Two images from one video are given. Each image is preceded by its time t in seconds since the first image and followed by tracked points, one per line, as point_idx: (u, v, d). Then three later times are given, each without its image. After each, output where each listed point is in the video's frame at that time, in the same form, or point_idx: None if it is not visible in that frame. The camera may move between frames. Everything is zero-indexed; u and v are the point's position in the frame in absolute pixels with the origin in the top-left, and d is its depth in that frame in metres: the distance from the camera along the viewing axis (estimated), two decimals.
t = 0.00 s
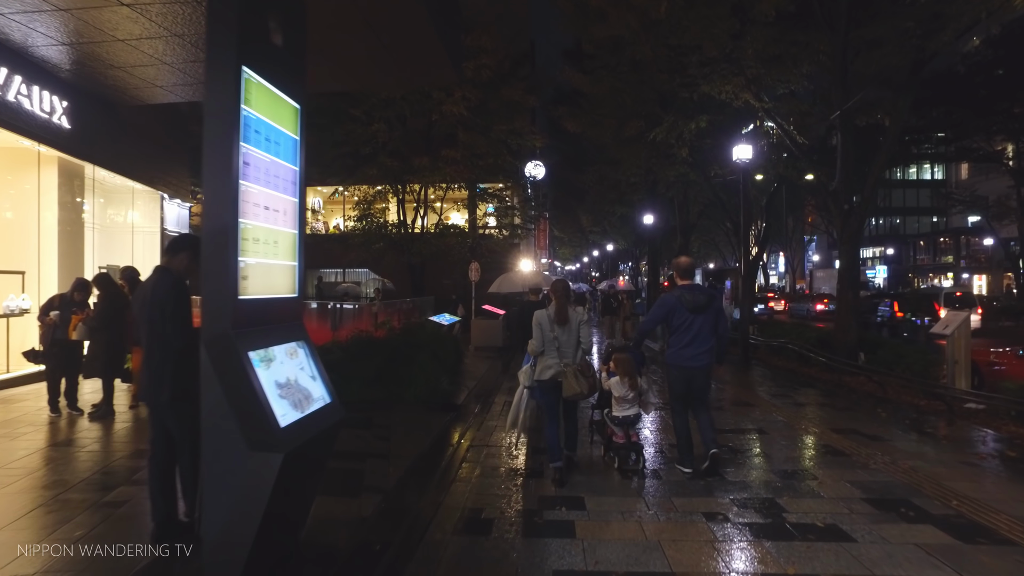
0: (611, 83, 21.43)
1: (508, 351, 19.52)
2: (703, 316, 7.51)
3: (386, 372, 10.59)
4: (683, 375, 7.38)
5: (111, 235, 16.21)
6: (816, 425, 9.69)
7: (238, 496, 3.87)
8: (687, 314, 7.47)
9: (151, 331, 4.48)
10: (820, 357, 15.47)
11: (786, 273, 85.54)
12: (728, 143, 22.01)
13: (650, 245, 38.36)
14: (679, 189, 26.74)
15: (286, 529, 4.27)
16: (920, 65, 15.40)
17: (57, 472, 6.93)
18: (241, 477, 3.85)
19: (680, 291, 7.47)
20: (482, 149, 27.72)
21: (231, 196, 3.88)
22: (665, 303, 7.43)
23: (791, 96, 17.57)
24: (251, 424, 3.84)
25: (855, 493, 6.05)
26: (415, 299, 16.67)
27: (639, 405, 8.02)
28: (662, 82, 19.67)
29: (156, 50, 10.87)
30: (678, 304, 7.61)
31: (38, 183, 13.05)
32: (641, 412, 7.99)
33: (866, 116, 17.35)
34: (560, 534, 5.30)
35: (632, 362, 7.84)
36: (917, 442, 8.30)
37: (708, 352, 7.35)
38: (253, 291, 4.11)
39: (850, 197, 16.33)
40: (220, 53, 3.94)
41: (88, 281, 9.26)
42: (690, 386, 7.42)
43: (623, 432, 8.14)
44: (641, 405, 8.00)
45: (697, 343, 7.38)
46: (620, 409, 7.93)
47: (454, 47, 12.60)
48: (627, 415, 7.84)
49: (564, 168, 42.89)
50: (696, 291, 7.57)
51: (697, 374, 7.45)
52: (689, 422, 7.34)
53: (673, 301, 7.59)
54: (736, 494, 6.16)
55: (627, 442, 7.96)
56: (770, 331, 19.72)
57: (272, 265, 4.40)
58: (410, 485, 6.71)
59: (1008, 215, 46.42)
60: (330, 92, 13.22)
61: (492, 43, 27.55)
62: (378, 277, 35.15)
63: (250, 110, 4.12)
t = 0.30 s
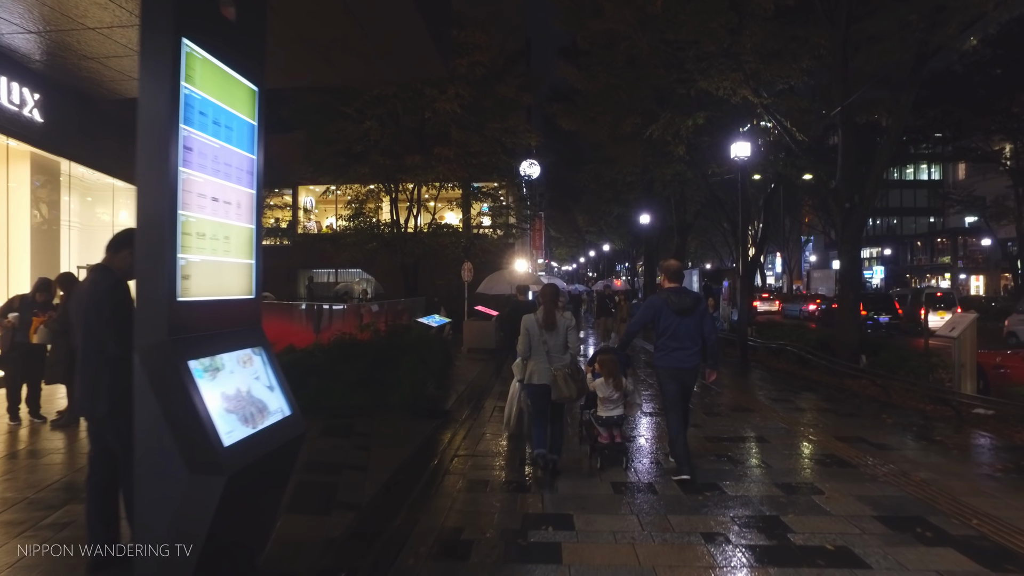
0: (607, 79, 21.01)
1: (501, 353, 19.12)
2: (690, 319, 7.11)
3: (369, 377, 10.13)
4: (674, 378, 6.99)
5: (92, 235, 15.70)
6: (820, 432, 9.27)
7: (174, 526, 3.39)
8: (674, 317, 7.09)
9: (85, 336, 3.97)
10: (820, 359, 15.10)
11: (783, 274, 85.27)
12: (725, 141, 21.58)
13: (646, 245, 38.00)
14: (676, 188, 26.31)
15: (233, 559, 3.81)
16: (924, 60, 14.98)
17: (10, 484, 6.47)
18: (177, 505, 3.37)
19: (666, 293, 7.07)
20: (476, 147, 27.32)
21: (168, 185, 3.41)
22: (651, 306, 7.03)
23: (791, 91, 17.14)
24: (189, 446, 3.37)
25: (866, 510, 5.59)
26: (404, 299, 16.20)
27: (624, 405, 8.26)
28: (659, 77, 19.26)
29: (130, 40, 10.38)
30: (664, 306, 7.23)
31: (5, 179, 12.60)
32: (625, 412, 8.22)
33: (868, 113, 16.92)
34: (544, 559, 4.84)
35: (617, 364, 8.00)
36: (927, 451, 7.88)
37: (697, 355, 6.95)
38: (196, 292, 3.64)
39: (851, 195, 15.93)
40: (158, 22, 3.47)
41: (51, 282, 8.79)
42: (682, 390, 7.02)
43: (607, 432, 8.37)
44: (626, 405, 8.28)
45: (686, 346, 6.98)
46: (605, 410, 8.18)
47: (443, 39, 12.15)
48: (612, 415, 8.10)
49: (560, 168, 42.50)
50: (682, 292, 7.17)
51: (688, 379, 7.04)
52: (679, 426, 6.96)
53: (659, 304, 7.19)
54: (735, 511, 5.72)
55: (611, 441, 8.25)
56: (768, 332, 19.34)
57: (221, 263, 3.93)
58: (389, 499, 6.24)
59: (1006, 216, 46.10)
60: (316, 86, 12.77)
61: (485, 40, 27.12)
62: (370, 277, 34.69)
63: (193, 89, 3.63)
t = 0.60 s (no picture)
0: (605, 74, 20.55)
1: (497, 354, 18.66)
2: (683, 317, 7.82)
3: (353, 383, 9.63)
4: (662, 375, 7.73)
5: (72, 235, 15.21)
6: (829, 439, 8.81)
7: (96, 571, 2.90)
8: (668, 315, 7.79)
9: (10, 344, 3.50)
10: (825, 362, 14.65)
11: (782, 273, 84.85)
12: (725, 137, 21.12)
13: (645, 244, 37.52)
14: (675, 185, 25.84)
15: None
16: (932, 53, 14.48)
17: None
18: (96, 548, 2.86)
19: (661, 292, 7.74)
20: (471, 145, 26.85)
21: (89, 173, 2.91)
22: (647, 305, 7.70)
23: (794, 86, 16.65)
24: (113, 477, 2.89)
25: (884, 531, 5.12)
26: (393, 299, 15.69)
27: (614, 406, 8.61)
28: (658, 72, 18.80)
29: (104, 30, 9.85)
30: (658, 303, 7.92)
31: None
32: (615, 413, 8.57)
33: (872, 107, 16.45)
34: None
35: (609, 365, 8.33)
36: (944, 462, 7.40)
37: (687, 353, 7.66)
38: (127, 296, 3.15)
39: (856, 192, 15.48)
40: None
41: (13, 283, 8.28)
42: (668, 386, 7.76)
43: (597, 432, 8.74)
44: (614, 406, 8.57)
45: (678, 345, 7.67)
46: (595, 410, 8.47)
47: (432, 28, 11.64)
48: (602, 416, 8.47)
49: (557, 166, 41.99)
50: (676, 292, 7.86)
51: (679, 373, 7.74)
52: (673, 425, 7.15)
53: (653, 304, 7.87)
54: (740, 533, 5.24)
55: (602, 441, 8.57)
56: (770, 333, 18.92)
57: (162, 262, 3.45)
58: (365, 520, 5.75)
59: (1008, 215, 45.59)
60: (301, 78, 12.26)
61: (481, 35, 26.59)
62: (365, 277, 34.21)
63: (124, 64, 3.14)
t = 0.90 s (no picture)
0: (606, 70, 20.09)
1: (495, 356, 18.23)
2: (679, 322, 7.62)
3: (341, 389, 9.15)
4: (658, 380, 7.58)
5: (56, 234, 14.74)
6: (843, 448, 8.34)
7: None
8: (664, 320, 7.60)
9: None
10: (832, 365, 14.21)
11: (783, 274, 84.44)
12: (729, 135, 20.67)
13: (646, 244, 37.08)
14: (676, 184, 25.39)
15: None
16: (945, 46, 14.02)
17: None
18: None
19: (657, 298, 7.53)
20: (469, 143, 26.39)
21: None
22: (643, 311, 7.50)
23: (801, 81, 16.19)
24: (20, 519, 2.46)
25: (916, 558, 4.66)
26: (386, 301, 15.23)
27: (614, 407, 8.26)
28: (660, 66, 18.33)
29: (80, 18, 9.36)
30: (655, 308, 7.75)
31: None
32: (614, 414, 8.23)
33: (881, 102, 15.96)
34: None
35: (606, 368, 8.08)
36: (968, 474, 6.93)
37: (682, 358, 7.49)
38: (47, 302, 2.71)
39: (865, 190, 15.03)
40: None
41: None
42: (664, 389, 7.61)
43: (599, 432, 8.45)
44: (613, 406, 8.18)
45: (672, 349, 7.53)
46: (594, 411, 8.12)
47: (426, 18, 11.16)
48: (600, 417, 8.11)
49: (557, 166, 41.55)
50: (673, 298, 7.67)
51: (673, 378, 7.54)
52: (681, 431, 6.64)
53: (651, 308, 7.71)
54: (749, 559, 4.79)
55: (600, 440, 8.28)
56: (775, 334, 18.49)
57: (97, 262, 2.99)
58: (346, 546, 5.26)
59: (1012, 215, 45.13)
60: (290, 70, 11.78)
61: (479, 31, 26.12)
62: (362, 277, 33.75)
63: (44, 28, 2.69)
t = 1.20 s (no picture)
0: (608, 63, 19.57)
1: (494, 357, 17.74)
2: (676, 318, 7.80)
3: (330, 394, 8.68)
4: (658, 376, 7.69)
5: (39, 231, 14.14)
6: (863, 456, 7.85)
7: None
8: (662, 315, 7.75)
9: None
10: (842, 366, 13.74)
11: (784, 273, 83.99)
12: (734, 130, 20.19)
13: (647, 243, 36.60)
14: (679, 181, 24.88)
15: None
16: (960, 36, 13.52)
17: None
18: None
19: (655, 294, 7.71)
20: (469, 140, 25.90)
21: None
22: (640, 306, 7.67)
23: (810, 74, 15.69)
24: None
25: None
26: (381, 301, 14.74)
27: (617, 406, 8.26)
28: (664, 60, 17.81)
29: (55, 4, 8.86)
30: (652, 305, 7.92)
31: None
32: (616, 414, 8.18)
33: (893, 96, 15.44)
34: None
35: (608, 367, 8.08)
36: (1003, 488, 6.44)
37: (680, 354, 7.66)
38: None
39: (876, 186, 14.55)
40: None
41: None
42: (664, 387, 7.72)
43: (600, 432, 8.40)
44: (616, 405, 8.23)
45: (671, 345, 7.67)
46: (596, 411, 8.16)
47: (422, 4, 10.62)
48: (603, 416, 8.09)
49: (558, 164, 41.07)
50: (670, 294, 7.86)
51: (672, 375, 7.72)
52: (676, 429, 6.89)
53: (647, 305, 7.88)
54: None
55: (603, 440, 8.25)
56: (781, 335, 18.02)
57: (13, 256, 2.83)
58: (327, 571, 4.80)
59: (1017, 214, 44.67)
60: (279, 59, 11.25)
61: (478, 25, 25.60)
62: (359, 277, 33.21)
63: None
